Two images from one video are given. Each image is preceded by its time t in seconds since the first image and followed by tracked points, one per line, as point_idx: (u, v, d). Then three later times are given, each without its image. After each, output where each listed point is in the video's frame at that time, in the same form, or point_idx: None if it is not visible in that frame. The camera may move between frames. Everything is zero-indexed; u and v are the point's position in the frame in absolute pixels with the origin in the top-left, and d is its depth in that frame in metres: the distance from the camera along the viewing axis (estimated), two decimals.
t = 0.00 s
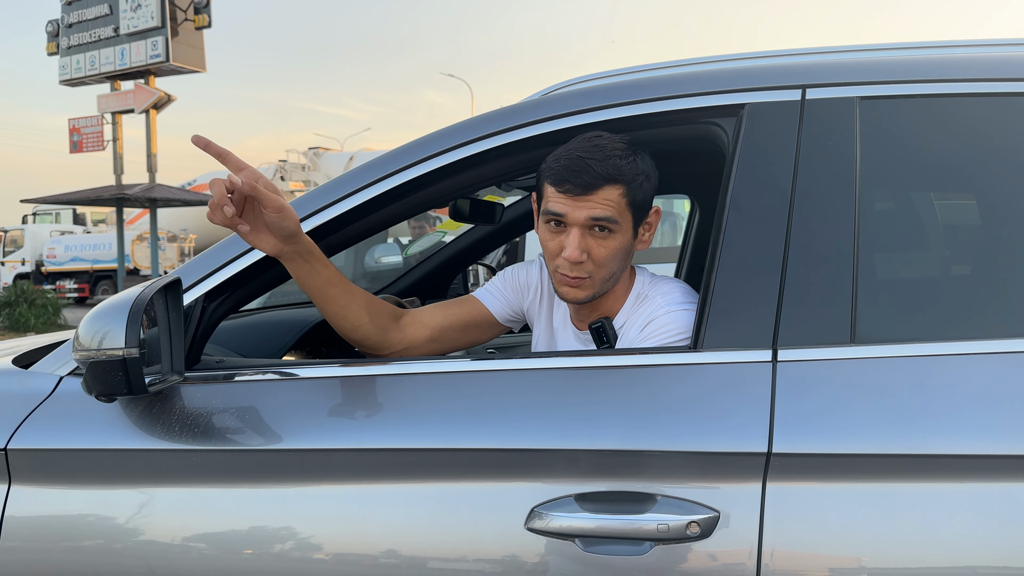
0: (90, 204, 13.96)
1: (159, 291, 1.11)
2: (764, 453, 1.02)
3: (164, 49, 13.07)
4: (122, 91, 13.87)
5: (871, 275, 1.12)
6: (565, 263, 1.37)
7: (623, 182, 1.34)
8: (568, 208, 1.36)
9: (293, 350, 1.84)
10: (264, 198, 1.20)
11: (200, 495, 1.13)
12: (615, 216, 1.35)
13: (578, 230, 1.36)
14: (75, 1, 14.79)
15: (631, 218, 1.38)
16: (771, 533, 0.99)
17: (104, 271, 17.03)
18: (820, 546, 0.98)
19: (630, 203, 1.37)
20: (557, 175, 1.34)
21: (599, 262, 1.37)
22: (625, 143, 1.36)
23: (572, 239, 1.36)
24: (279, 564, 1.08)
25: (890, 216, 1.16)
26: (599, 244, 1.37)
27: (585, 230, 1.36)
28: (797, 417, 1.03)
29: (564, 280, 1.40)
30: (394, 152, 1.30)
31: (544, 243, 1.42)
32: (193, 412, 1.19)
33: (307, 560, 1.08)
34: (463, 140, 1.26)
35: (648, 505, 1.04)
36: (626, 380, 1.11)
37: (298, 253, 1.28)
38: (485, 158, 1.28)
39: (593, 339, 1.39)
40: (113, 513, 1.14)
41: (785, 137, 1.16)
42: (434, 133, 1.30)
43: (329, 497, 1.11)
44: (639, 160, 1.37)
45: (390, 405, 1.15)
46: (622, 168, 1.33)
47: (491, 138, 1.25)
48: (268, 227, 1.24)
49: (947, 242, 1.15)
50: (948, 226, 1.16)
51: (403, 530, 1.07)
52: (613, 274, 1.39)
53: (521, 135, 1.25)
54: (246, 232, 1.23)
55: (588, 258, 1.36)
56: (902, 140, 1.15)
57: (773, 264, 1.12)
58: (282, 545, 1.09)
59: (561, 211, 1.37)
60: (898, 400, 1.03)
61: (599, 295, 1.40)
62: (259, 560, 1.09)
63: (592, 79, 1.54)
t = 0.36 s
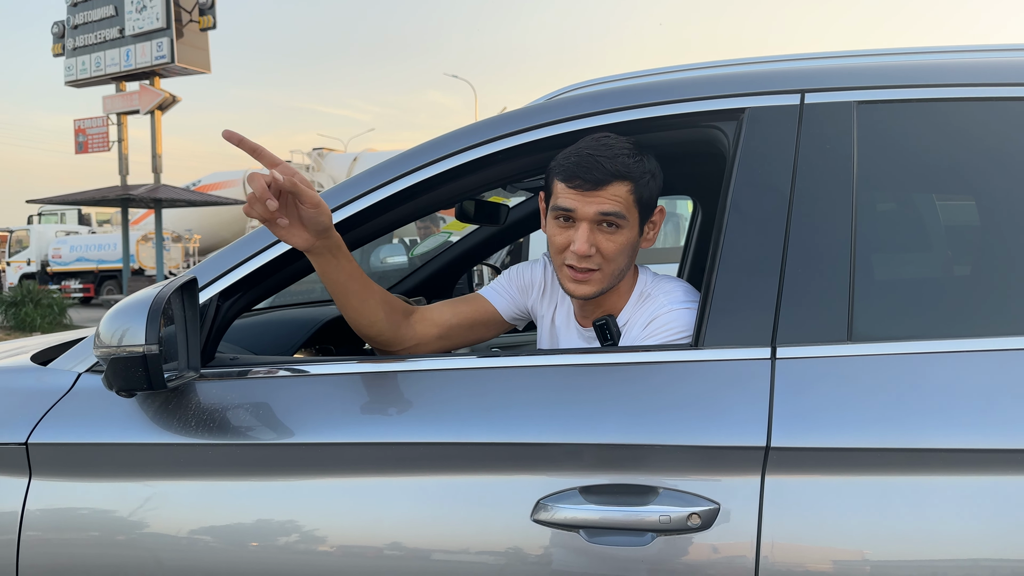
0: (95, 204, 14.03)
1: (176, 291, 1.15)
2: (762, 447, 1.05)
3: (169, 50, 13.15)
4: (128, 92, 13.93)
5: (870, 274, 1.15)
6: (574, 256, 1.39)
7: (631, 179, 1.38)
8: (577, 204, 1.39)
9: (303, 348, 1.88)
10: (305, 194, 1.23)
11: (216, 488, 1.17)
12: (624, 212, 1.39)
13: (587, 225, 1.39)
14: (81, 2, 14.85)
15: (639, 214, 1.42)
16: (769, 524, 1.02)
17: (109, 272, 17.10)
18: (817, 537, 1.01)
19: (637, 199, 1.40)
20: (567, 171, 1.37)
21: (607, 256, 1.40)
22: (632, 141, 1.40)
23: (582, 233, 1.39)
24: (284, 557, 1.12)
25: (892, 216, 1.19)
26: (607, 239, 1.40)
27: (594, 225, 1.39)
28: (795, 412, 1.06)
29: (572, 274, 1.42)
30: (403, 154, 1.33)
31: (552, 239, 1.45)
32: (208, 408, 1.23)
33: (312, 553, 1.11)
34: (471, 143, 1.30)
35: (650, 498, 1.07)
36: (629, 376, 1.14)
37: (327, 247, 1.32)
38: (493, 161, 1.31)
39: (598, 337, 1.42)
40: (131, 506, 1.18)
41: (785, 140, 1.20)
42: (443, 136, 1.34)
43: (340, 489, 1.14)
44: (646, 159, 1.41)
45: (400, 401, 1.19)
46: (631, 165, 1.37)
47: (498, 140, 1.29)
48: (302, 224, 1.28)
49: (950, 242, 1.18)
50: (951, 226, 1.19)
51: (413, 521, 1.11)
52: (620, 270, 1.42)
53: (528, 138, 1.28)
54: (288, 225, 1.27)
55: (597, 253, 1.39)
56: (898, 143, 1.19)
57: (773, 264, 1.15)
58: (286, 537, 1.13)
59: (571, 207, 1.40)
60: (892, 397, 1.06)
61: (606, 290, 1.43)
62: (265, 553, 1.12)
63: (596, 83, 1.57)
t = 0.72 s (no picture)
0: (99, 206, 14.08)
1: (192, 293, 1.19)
2: (760, 444, 1.08)
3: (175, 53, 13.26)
4: (132, 95, 14.00)
5: (866, 277, 1.18)
6: (577, 264, 1.43)
7: (626, 185, 1.40)
8: (576, 213, 1.41)
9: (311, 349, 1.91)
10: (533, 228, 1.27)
11: (229, 484, 1.20)
12: (621, 218, 1.41)
13: (587, 234, 1.41)
14: (86, 5, 14.97)
15: (636, 218, 1.44)
16: (767, 519, 1.05)
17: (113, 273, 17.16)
18: (812, 531, 1.04)
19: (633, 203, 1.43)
20: (562, 182, 1.39)
21: (608, 261, 1.43)
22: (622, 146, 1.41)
23: (582, 242, 1.42)
24: (287, 552, 1.15)
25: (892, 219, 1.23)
26: (607, 245, 1.42)
27: (594, 232, 1.42)
28: (792, 411, 1.09)
29: (576, 280, 1.45)
30: (410, 161, 1.37)
31: (552, 246, 1.47)
32: (222, 406, 1.26)
33: (315, 548, 1.15)
34: (477, 149, 1.34)
35: (651, 493, 1.11)
36: (631, 376, 1.18)
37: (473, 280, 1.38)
38: (498, 166, 1.35)
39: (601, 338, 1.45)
40: (146, 501, 1.22)
41: (783, 146, 1.23)
42: (448, 143, 1.38)
43: (350, 485, 1.18)
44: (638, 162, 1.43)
45: (409, 400, 1.22)
46: (625, 171, 1.39)
47: (503, 146, 1.33)
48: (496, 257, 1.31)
49: (951, 244, 1.21)
50: (952, 229, 1.22)
51: (421, 516, 1.14)
52: (622, 272, 1.46)
53: (532, 144, 1.32)
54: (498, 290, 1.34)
55: (598, 258, 1.42)
56: (893, 149, 1.22)
57: (771, 267, 1.18)
58: (291, 533, 1.16)
59: (569, 217, 1.42)
60: (886, 395, 1.09)
61: (610, 292, 1.46)
62: (269, 548, 1.16)
63: (596, 91, 1.61)
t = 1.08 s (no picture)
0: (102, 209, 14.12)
1: (202, 294, 1.21)
2: (759, 443, 1.10)
3: (177, 55, 13.22)
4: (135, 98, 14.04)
5: (864, 278, 1.20)
6: (575, 269, 1.45)
7: (624, 191, 1.42)
8: (574, 219, 1.43)
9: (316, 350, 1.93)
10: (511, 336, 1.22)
11: (237, 482, 1.23)
12: (619, 223, 1.43)
13: (585, 239, 1.43)
14: (89, 9, 15.02)
15: (634, 223, 1.46)
16: (765, 516, 1.07)
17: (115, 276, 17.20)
18: (810, 529, 1.06)
19: (632, 209, 1.45)
20: (561, 187, 1.42)
21: (607, 266, 1.45)
22: (622, 153, 1.43)
23: (580, 247, 1.44)
24: (291, 549, 1.18)
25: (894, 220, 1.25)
26: (605, 250, 1.44)
27: (592, 238, 1.44)
28: (791, 410, 1.11)
29: (575, 285, 1.47)
30: (415, 164, 1.39)
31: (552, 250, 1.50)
32: (230, 406, 1.28)
33: (317, 546, 1.17)
34: (480, 152, 1.35)
35: (652, 491, 1.13)
36: (631, 376, 1.20)
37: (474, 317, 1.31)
38: (501, 170, 1.37)
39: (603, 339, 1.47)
40: (155, 500, 1.24)
41: (782, 150, 1.25)
42: (452, 146, 1.40)
43: (356, 484, 1.20)
44: (637, 169, 1.45)
45: (414, 399, 1.24)
46: (622, 177, 1.41)
47: (506, 150, 1.35)
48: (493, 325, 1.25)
49: (951, 246, 1.23)
50: (952, 230, 1.23)
51: (425, 514, 1.16)
52: (620, 277, 1.47)
53: (534, 148, 1.34)
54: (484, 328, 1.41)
55: (596, 263, 1.44)
56: (891, 153, 1.24)
57: (770, 269, 1.20)
58: (293, 531, 1.19)
59: (569, 222, 1.44)
60: (883, 395, 1.11)
61: (608, 297, 1.48)
62: (271, 546, 1.18)
63: (599, 95, 1.63)
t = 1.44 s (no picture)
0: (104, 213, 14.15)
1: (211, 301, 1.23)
2: (762, 447, 1.12)
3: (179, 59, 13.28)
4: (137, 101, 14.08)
5: (865, 284, 1.21)
6: (573, 276, 1.48)
7: (623, 202, 1.44)
8: (572, 228, 1.46)
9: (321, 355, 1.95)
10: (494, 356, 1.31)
11: (245, 486, 1.24)
12: (616, 234, 1.45)
13: (582, 248, 1.46)
14: (92, 13, 15.07)
15: (633, 233, 1.48)
16: (767, 519, 1.09)
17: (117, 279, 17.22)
18: (812, 532, 1.07)
19: (631, 220, 1.47)
20: (560, 197, 1.44)
21: (604, 275, 1.48)
22: (624, 164, 1.44)
23: (578, 255, 1.47)
24: (291, 552, 1.19)
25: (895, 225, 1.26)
26: (603, 258, 1.47)
27: (589, 247, 1.46)
28: (793, 414, 1.13)
29: (573, 292, 1.51)
30: (421, 171, 1.41)
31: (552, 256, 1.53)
32: (238, 410, 1.30)
33: (319, 549, 1.19)
34: (485, 160, 1.37)
35: (656, 495, 1.14)
36: (635, 381, 1.21)
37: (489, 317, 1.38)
38: (505, 177, 1.39)
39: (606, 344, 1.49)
40: (164, 503, 1.25)
41: (784, 158, 1.26)
42: (457, 154, 1.41)
43: (363, 487, 1.21)
44: (638, 180, 1.46)
45: (420, 404, 1.25)
46: (623, 189, 1.43)
47: (511, 157, 1.36)
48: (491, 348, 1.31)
49: (951, 249, 1.24)
50: (952, 235, 1.25)
51: (432, 517, 1.17)
52: (618, 285, 1.50)
53: (538, 155, 1.36)
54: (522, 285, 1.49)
55: (593, 272, 1.47)
56: (891, 160, 1.26)
57: (772, 275, 1.21)
58: (295, 534, 1.20)
59: (567, 230, 1.47)
60: (884, 400, 1.12)
61: (606, 304, 1.51)
62: (272, 549, 1.20)
63: (602, 103, 1.65)
